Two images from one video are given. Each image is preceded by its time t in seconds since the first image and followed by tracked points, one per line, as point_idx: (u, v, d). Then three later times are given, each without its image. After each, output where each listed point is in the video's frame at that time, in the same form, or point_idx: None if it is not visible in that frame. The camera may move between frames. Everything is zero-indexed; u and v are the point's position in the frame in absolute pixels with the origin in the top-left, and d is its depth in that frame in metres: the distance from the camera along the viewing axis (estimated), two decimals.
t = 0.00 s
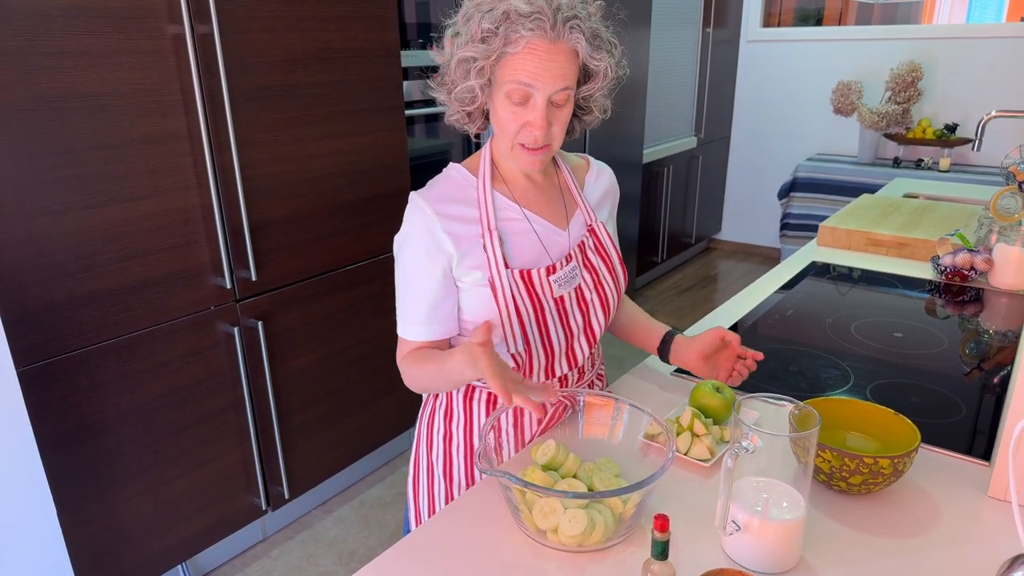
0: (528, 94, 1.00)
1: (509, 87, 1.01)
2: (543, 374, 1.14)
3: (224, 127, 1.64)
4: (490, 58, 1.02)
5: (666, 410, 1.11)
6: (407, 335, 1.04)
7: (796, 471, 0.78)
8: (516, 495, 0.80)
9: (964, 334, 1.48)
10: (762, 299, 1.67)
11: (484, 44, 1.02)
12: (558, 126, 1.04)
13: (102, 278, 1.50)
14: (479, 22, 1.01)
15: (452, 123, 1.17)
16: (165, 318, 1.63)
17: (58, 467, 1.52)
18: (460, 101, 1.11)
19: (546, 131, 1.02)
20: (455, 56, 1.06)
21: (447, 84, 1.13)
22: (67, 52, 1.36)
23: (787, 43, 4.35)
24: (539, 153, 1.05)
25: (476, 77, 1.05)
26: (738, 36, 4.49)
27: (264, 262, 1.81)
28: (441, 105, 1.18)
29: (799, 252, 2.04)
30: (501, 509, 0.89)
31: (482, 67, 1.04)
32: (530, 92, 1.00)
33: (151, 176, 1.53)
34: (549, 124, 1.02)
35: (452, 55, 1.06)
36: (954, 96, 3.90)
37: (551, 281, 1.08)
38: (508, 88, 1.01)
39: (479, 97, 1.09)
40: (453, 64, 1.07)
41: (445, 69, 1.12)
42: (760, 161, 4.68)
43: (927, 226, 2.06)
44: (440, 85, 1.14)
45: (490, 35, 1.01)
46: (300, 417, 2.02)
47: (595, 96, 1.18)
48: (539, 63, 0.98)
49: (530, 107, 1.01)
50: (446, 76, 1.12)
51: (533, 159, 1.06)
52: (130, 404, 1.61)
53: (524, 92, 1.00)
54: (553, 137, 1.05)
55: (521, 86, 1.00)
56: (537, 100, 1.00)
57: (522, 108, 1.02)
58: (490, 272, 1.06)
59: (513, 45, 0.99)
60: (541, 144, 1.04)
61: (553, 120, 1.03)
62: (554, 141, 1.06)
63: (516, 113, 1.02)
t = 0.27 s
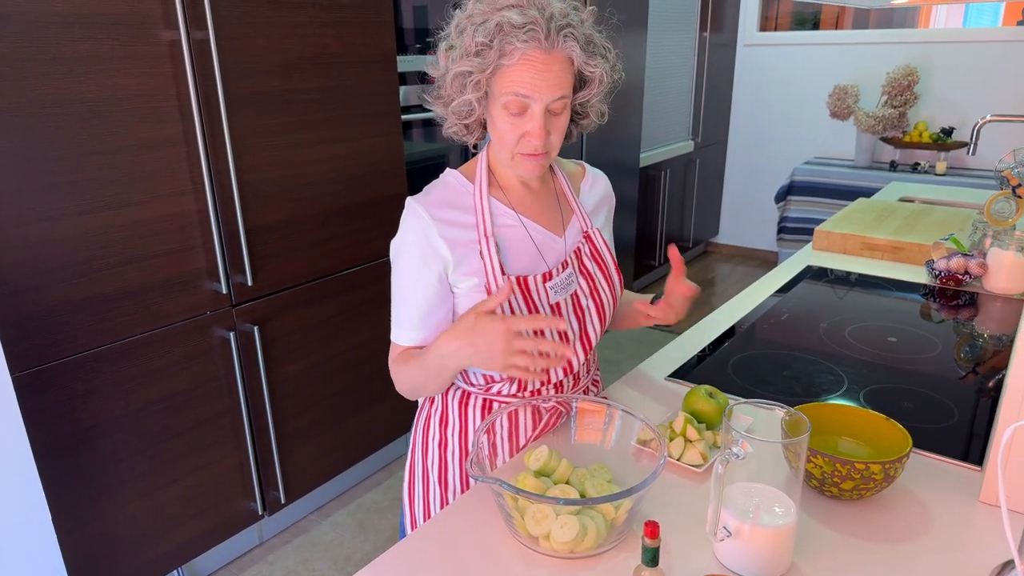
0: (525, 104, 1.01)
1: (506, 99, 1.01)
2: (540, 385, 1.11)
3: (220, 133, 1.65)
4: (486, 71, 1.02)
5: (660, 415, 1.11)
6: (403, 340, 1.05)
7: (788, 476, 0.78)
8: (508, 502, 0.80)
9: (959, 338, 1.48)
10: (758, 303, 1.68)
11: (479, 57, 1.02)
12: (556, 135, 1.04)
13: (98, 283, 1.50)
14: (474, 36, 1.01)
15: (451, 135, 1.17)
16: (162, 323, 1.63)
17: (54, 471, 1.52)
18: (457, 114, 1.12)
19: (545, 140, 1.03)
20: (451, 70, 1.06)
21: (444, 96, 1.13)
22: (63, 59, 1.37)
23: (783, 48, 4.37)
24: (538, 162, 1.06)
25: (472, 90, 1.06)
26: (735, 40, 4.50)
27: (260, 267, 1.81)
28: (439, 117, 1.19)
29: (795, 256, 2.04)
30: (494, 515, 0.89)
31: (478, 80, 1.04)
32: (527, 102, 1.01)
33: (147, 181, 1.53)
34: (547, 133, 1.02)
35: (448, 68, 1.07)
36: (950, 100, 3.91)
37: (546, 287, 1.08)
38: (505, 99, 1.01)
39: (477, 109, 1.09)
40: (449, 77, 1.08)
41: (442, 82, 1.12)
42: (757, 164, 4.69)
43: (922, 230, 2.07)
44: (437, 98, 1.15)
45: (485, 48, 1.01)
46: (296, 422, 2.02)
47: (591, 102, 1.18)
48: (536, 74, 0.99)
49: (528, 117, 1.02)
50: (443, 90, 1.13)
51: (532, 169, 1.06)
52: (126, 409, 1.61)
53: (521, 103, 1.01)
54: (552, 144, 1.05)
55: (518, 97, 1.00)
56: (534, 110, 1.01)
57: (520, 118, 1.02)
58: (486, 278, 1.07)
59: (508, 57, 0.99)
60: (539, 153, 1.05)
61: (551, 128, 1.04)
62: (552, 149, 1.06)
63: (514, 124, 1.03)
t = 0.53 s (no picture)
0: (527, 112, 1.01)
1: (507, 108, 1.01)
2: (529, 385, 1.13)
3: (215, 135, 1.65)
4: (487, 83, 1.01)
5: (653, 418, 1.11)
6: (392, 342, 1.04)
7: (778, 478, 0.78)
8: (499, 505, 0.80)
9: (953, 341, 1.48)
10: (753, 305, 1.68)
11: (479, 69, 1.01)
12: (555, 139, 1.05)
13: (93, 286, 1.50)
14: (472, 48, 1.00)
15: (448, 148, 1.16)
16: (157, 326, 1.63)
17: (48, 474, 1.52)
18: (457, 128, 1.10)
19: (547, 147, 1.03)
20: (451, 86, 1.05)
21: (441, 110, 1.11)
22: (57, 62, 1.37)
23: (780, 50, 4.38)
24: (537, 167, 1.07)
25: (474, 104, 1.04)
26: (732, 43, 4.51)
27: (256, 269, 1.81)
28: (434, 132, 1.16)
29: (791, 258, 2.04)
30: (485, 518, 0.89)
31: (479, 93, 1.03)
32: (528, 111, 1.01)
33: (142, 184, 1.53)
34: (549, 139, 1.03)
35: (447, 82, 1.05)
36: (947, 102, 3.92)
37: (534, 289, 1.09)
38: (507, 109, 1.01)
39: (477, 123, 1.08)
40: (448, 91, 1.06)
41: (438, 97, 1.10)
42: (754, 166, 4.70)
43: (917, 232, 2.07)
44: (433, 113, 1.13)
45: (485, 60, 1.00)
46: (292, 424, 2.02)
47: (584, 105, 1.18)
48: (537, 82, 0.99)
49: (529, 125, 1.02)
50: (439, 104, 1.11)
51: (531, 175, 1.07)
52: (121, 412, 1.61)
53: (522, 111, 1.01)
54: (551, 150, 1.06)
55: (519, 106, 1.01)
56: (536, 117, 1.01)
57: (521, 126, 1.02)
58: (474, 280, 1.07)
59: (510, 67, 0.99)
60: (539, 158, 1.05)
61: (551, 134, 1.04)
62: (551, 154, 1.07)
63: (515, 132, 1.03)
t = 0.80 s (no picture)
0: (509, 110, 1.02)
1: (490, 104, 1.02)
2: (523, 386, 1.14)
3: (213, 136, 1.65)
4: (471, 76, 1.03)
5: (649, 419, 1.12)
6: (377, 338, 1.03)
7: (774, 480, 0.78)
8: (496, 505, 0.80)
9: (950, 343, 1.48)
10: (752, 306, 1.69)
11: (464, 61, 1.03)
12: (539, 142, 1.05)
13: (90, 287, 1.50)
14: (460, 41, 1.02)
15: (436, 139, 1.18)
16: (154, 327, 1.63)
17: (45, 475, 1.52)
18: (443, 118, 1.12)
19: (528, 147, 1.03)
20: (437, 74, 1.07)
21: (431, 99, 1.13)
22: (55, 63, 1.37)
23: (778, 52, 4.39)
24: (519, 168, 1.07)
25: (457, 94, 1.06)
26: (730, 45, 4.52)
27: (253, 270, 1.81)
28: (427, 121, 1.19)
29: (788, 260, 2.05)
30: (481, 519, 0.89)
31: (463, 84, 1.04)
32: (510, 108, 1.01)
33: (140, 185, 1.53)
34: (530, 140, 1.03)
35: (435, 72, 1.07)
36: (944, 105, 3.93)
37: (524, 292, 1.08)
38: (489, 104, 1.02)
39: (462, 113, 1.09)
40: (434, 80, 1.08)
41: (429, 86, 1.12)
42: (752, 168, 4.71)
43: (914, 234, 2.08)
44: (423, 102, 1.15)
45: (471, 53, 1.02)
46: (290, 425, 2.02)
47: (578, 111, 1.18)
48: (519, 81, 0.99)
49: (511, 123, 1.02)
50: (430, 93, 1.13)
51: (513, 175, 1.07)
52: (118, 412, 1.61)
53: (504, 108, 1.01)
54: (534, 152, 1.05)
55: (501, 103, 1.01)
56: (518, 117, 1.01)
57: (503, 124, 1.03)
58: (464, 280, 1.07)
59: (493, 63, 1.00)
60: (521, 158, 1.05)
61: (534, 136, 1.04)
62: (535, 156, 1.06)
63: (498, 129, 1.03)
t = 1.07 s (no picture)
0: (512, 113, 1.02)
1: (493, 107, 1.03)
2: (524, 392, 1.15)
3: (212, 143, 1.66)
4: (474, 79, 1.03)
5: (647, 424, 1.12)
6: (382, 349, 1.02)
7: (771, 484, 0.79)
8: (496, 510, 0.81)
9: (946, 348, 1.49)
10: (748, 311, 1.70)
11: (467, 64, 1.03)
12: (541, 145, 1.05)
13: (89, 293, 1.50)
14: (464, 44, 1.03)
15: (438, 144, 1.19)
16: (153, 333, 1.63)
17: (42, 482, 1.51)
18: (446, 122, 1.13)
19: (530, 150, 1.03)
20: (439, 78, 1.08)
21: (433, 105, 1.14)
22: (55, 70, 1.38)
23: (774, 59, 4.41)
24: (523, 172, 1.06)
25: (461, 98, 1.07)
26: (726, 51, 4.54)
27: (252, 276, 1.82)
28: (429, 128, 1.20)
29: (785, 266, 2.06)
30: (480, 524, 0.89)
31: (466, 87, 1.05)
32: (513, 111, 1.02)
33: (139, 191, 1.54)
34: (533, 142, 1.03)
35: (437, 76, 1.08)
36: (939, 111, 3.96)
37: (530, 298, 1.09)
38: (492, 108, 1.03)
39: (466, 117, 1.10)
40: (437, 84, 1.09)
41: (432, 91, 1.13)
42: (749, 175, 4.73)
43: (909, 240, 2.09)
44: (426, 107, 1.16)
45: (474, 56, 1.02)
46: (288, 431, 2.02)
47: (578, 115, 1.19)
48: (523, 83, 1.00)
49: (514, 126, 1.02)
50: (433, 98, 1.14)
51: (516, 178, 1.07)
52: (116, 419, 1.61)
53: (507, 111, 1.02)
54: (537, 155, 1.06)
55: (504, 106, 1.01)
56: (521, 119, 1.02)
57: (506, 126, 1.03)
58: (471, 288, 1.08)
59: (497, 66, 1.01)
60: (524, 162, 1.05)
61: (537, 139, 1.04)
62: (537, 160, 1.07)
63: (500, 133, 1.04)
